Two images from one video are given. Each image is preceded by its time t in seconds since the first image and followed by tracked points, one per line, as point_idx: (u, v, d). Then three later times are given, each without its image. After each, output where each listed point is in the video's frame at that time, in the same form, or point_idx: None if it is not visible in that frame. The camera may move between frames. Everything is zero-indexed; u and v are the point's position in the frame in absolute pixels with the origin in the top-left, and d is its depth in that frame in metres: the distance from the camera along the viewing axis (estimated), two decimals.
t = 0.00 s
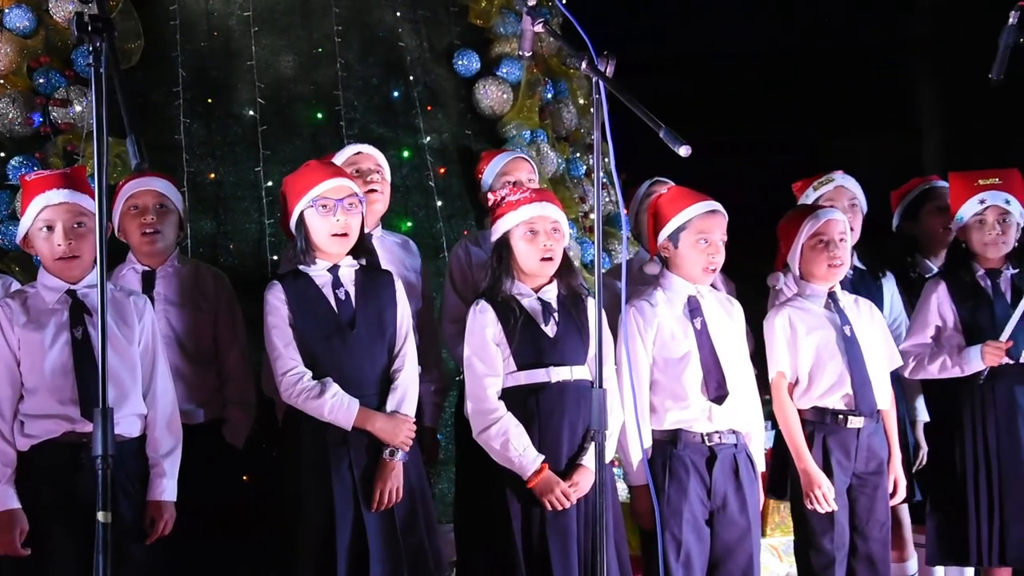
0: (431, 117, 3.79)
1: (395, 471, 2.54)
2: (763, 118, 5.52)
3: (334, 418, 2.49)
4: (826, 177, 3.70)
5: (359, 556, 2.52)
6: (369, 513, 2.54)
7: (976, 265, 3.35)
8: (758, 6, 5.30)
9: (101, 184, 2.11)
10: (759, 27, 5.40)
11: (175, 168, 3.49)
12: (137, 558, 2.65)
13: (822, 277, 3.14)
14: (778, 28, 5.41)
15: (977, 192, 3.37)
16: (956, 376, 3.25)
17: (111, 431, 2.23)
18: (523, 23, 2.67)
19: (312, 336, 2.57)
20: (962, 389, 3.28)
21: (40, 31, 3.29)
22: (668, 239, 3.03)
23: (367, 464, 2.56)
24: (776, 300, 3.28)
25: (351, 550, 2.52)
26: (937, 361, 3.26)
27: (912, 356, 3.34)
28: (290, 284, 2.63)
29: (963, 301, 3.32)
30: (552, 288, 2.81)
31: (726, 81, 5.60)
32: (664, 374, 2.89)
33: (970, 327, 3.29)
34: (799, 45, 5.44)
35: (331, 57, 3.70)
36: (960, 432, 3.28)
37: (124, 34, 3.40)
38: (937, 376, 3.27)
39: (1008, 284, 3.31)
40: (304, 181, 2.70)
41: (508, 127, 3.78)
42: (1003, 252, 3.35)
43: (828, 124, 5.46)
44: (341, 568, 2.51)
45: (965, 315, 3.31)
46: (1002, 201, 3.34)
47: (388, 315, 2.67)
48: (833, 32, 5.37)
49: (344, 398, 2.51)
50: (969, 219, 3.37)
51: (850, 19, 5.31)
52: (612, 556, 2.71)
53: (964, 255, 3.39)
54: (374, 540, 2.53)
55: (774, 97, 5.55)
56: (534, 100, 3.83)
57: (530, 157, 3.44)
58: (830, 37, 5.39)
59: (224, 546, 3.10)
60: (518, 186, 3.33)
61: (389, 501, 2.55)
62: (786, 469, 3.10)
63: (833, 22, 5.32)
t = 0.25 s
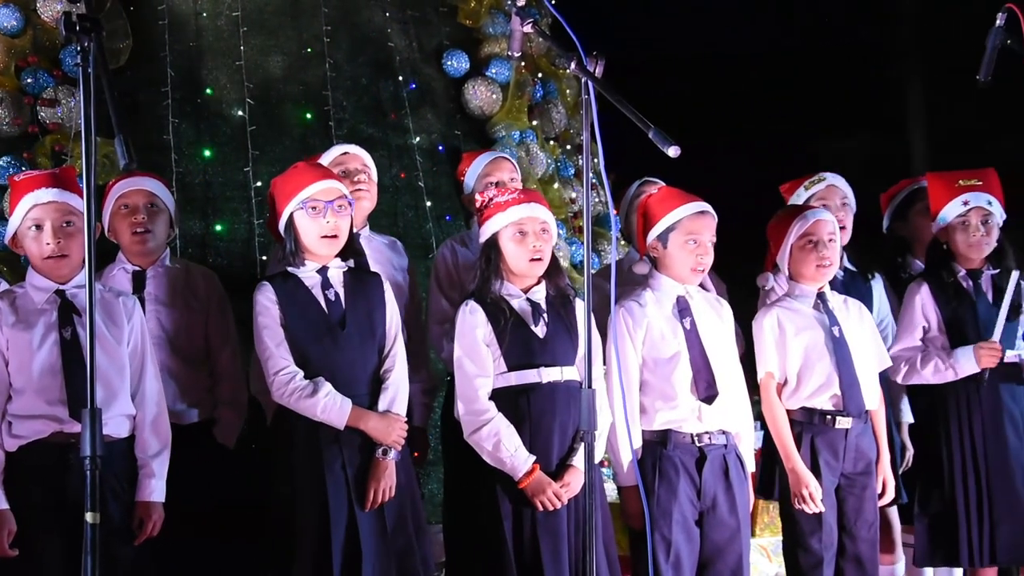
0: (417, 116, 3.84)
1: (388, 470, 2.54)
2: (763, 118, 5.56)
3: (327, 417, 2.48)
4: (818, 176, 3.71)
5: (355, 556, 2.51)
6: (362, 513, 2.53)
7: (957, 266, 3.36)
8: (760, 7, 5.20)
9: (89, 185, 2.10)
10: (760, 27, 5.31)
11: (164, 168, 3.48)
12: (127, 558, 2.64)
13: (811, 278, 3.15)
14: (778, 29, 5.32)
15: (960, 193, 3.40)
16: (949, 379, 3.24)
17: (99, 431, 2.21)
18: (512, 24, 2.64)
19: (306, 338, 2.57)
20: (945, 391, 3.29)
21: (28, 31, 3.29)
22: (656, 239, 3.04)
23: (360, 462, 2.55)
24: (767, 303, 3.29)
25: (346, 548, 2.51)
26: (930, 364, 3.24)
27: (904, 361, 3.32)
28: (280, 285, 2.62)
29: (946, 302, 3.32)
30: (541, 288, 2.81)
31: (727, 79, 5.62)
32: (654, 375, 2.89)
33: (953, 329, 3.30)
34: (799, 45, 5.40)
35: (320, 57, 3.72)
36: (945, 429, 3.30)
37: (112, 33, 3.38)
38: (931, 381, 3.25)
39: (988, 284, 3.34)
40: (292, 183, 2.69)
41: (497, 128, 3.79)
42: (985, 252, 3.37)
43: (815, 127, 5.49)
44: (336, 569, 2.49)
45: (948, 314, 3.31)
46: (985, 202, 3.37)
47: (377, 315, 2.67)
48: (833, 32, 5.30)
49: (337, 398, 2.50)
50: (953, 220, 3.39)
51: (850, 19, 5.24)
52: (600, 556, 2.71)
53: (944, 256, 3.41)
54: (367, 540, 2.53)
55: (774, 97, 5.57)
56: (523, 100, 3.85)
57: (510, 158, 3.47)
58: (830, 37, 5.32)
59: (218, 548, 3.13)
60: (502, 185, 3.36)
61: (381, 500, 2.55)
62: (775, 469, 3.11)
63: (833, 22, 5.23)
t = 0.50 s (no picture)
0: (410, 117, 3.85)
1: (378, 471, 2.54)
2: (763, 118, 5.55)
3: (317, 418, 2.47)
4: (814, 176, 3.70)
5: (346, 555, 2.51)
6: (351, 513, 2.53)
7: (950, 266, 3.36)
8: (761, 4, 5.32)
9: (81, 184, 2.08)
10: (761, 26, 5.38)
11: (157, 168, 3.48)
12: (119, 559, 2.63)
13: (803, 278, 3.15)
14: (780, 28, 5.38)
15: (953, 194, 3.39)
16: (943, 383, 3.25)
17: (90, 431, 2.18)
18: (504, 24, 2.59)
19: (295, 339, 2.56)
20: (943, 394, 3.28)
21: (19, 31, 3.30)
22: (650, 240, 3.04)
23: (349, 464, 2.55)
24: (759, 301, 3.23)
25: (337, 549, 2.51)
26: (925, 367, 3.25)
27: (900, 363, 3.34)
28: (269, 286, 2.61)
29: (942, 303, 3.31)
30: (534, 288, 2.81)
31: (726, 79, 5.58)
32: (647, 375, 2.89)
33: (950, 329, 3.29)
34: (800, 45, 5.42)
35: (312, 56, 3.76)
36: (941, 430, 3.29)
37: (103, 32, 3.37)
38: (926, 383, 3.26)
39: (982, 284, 3.33)
40: (283, 183, 2.69)
41: (489, 128, 3.85)
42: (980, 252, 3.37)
43: (806, 129, 5.50)
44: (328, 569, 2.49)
45: (946, 316, 3.30)
46: (978, 202, 3.36)
47: (368, 317, 2.67)
48: (835, 32, 5.37)
49: (327, 399, 2.49)
50: (945, 221, 3.38)
51: (851, 19, 5.35)
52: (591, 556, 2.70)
53: (939, 256, 3.40)
54: (359, 540, 2.53)
55: (775, 97, 5.54)
56: (515, 101, 3.88)
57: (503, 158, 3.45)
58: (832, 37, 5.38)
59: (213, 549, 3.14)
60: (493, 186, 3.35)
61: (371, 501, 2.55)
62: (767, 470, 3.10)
63: (834, 21, 5.34)
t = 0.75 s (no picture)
0: (404, 117, 3.85)
1: (365, 473, 2.54)
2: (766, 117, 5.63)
3: (304, 421, 2.47)
4: (812, 175, 3.69)
5: (329, 554, 2.51)
6: (336, 513, 2.53)
7: (954, 266, 3.35)
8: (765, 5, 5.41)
9: (73, 184, 2.07)
10: (762, 27, 5.44)
11: (150, 167, 3.48)
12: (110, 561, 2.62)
13: (796, 278, 3.15)
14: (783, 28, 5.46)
15: (949, 194, 3.41)
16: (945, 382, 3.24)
17: (82, 432, 2.17)
18: (497, 24, 2.58)
19: (281, 340, 2.56)
20: (945, 393, 3.28)
21: (11, 30, 3.29)
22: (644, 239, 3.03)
23: (336, 466, 2.55)
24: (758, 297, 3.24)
25: (322, 550, 2.51)
26: (927, 367, 3.24)
27: (903, 362, 3.33)
28: (259, 286, 2.61)
29: (944, 303, 3.31)
30: (527, 288, 2.81)
31: (724, 75, 5.58)
32: (641, 376, 2.88)
33: (954, 331, 3.29)
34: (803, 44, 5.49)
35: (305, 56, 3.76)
36: (943, 428, 3.28)
37: (96, 32, 3.39)
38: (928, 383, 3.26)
39: (986, 284, 3.33)
40: (273, 183, 2.69)
41: (482, 128, 3.83)
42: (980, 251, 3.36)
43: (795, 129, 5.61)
44: (312, 569, 2.49)
45: (948, 316, 3.30)
46: (974, 201, 3.36)
47: (358, 318, 2.67)
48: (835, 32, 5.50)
49: (315, 401, 2.49)
50: (942, 221, 3.41)
51: (850, 20, 5.47)
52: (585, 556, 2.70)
53: (942, 259, 3.40)
54: (341, 543, 2.52)
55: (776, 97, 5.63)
56: (508, 101, 3.88)
57: (501, 158, 3.45)
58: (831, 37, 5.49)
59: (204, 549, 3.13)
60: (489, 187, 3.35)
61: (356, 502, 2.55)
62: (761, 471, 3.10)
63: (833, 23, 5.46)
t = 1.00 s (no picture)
0: (394, 118, 3.88)
1: (356, 474, 2.53)
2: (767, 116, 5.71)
3: (295, 422, 2.47)
4: (802, 176, 3.70)
5: (318, 554, 2.51)
6: (328, 514, 2.52)
7: (956, 266, 3.37)
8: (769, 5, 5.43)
9: (64, 184, 2.07)
10: (762, 28, 5.48)
11: (141, 167, 3.46)
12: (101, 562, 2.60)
13: (787, 278, 3.15)
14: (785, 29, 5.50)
15: (947, 195, 3.43)
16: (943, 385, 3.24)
17: (73, 433, 2.17)
18: (489, 24, 2.57)
19: (273, 342, 2.56)
20: (946, 396, 3.28)
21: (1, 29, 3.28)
22: (636, 239, 3.04)
23: (328, 467, 2.54)
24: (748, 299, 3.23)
25: (312, 550, 2.51)
26: (926, 369, 3.25)
27: (903, 362, 3.34)
28: (250, 286, 2.61)
29: (946, 302, 3.32)
30: (519, 289, 2.81)
31: (724, 74, 5.63)
32: (634, 376, 2.89)
33: (955, 335, 3.30)
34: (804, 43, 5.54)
35: (297, 56, 3.76)
36: (945, 430, 3.29)
37: (87, 31, 3.36)
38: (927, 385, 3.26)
39: (989, 286, 3.32)
40: (263, 183, 2.68)
41: (474, 128, 3.86)
42: (980, 251, 3.36)
43: (793, 128, 5.69)
44: (303, 569, 2.49)
45: (950, 321, 3.31)
46: (970, 201, 3.37)
47: (348, 318, 2.67)
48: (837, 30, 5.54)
49: (306, 403, 2.49)
50: (941, 222, 3.44)
51: (852, 18, 5.52)
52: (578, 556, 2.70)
53: (945, 259, 3.40)
54: (334, 541, 2.52)
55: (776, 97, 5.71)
56: (500, 101, 3.89)
57: (500, 159, 3.43)
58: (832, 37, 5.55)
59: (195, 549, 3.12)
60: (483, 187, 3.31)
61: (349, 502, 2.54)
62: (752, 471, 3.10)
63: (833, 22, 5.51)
